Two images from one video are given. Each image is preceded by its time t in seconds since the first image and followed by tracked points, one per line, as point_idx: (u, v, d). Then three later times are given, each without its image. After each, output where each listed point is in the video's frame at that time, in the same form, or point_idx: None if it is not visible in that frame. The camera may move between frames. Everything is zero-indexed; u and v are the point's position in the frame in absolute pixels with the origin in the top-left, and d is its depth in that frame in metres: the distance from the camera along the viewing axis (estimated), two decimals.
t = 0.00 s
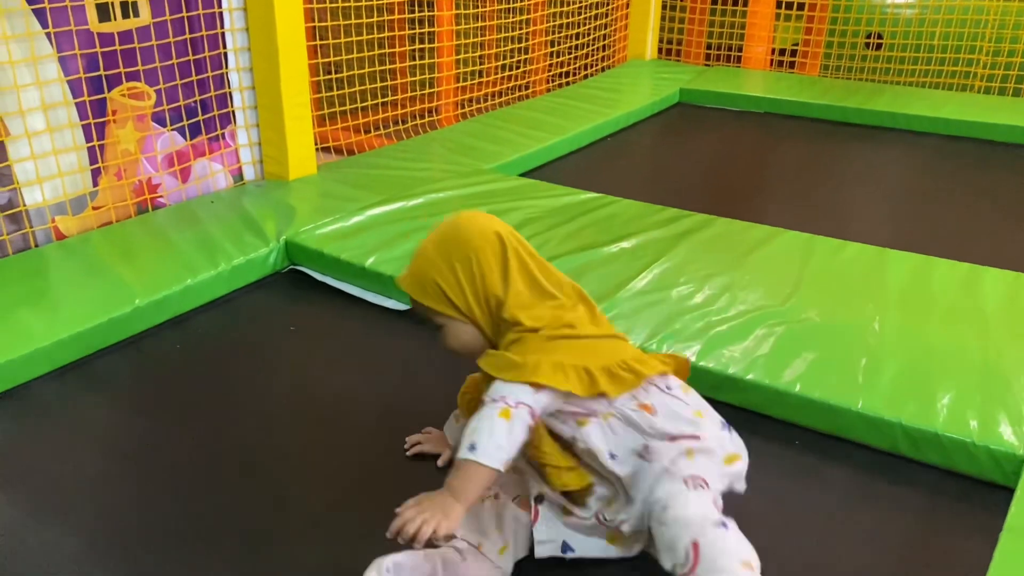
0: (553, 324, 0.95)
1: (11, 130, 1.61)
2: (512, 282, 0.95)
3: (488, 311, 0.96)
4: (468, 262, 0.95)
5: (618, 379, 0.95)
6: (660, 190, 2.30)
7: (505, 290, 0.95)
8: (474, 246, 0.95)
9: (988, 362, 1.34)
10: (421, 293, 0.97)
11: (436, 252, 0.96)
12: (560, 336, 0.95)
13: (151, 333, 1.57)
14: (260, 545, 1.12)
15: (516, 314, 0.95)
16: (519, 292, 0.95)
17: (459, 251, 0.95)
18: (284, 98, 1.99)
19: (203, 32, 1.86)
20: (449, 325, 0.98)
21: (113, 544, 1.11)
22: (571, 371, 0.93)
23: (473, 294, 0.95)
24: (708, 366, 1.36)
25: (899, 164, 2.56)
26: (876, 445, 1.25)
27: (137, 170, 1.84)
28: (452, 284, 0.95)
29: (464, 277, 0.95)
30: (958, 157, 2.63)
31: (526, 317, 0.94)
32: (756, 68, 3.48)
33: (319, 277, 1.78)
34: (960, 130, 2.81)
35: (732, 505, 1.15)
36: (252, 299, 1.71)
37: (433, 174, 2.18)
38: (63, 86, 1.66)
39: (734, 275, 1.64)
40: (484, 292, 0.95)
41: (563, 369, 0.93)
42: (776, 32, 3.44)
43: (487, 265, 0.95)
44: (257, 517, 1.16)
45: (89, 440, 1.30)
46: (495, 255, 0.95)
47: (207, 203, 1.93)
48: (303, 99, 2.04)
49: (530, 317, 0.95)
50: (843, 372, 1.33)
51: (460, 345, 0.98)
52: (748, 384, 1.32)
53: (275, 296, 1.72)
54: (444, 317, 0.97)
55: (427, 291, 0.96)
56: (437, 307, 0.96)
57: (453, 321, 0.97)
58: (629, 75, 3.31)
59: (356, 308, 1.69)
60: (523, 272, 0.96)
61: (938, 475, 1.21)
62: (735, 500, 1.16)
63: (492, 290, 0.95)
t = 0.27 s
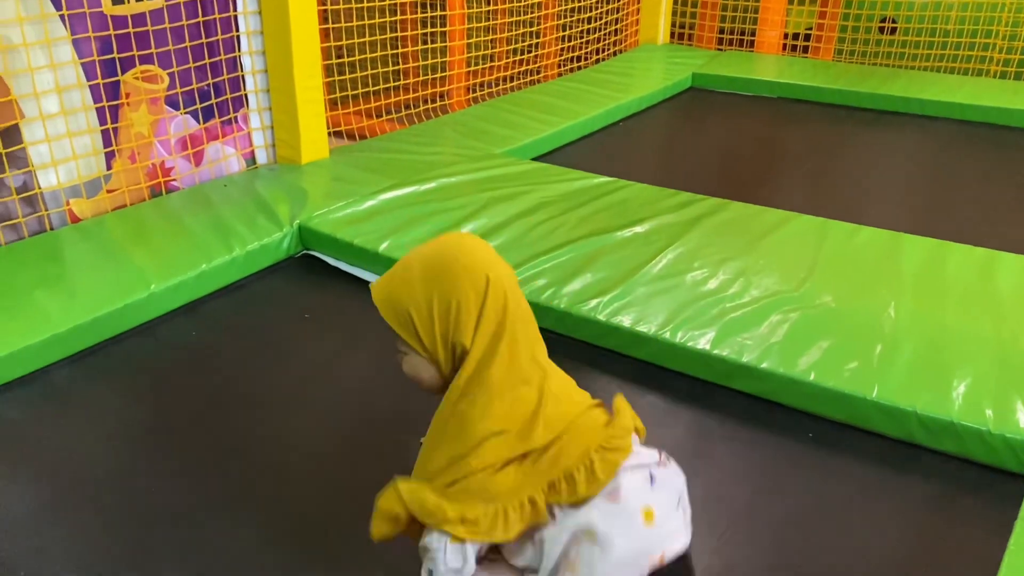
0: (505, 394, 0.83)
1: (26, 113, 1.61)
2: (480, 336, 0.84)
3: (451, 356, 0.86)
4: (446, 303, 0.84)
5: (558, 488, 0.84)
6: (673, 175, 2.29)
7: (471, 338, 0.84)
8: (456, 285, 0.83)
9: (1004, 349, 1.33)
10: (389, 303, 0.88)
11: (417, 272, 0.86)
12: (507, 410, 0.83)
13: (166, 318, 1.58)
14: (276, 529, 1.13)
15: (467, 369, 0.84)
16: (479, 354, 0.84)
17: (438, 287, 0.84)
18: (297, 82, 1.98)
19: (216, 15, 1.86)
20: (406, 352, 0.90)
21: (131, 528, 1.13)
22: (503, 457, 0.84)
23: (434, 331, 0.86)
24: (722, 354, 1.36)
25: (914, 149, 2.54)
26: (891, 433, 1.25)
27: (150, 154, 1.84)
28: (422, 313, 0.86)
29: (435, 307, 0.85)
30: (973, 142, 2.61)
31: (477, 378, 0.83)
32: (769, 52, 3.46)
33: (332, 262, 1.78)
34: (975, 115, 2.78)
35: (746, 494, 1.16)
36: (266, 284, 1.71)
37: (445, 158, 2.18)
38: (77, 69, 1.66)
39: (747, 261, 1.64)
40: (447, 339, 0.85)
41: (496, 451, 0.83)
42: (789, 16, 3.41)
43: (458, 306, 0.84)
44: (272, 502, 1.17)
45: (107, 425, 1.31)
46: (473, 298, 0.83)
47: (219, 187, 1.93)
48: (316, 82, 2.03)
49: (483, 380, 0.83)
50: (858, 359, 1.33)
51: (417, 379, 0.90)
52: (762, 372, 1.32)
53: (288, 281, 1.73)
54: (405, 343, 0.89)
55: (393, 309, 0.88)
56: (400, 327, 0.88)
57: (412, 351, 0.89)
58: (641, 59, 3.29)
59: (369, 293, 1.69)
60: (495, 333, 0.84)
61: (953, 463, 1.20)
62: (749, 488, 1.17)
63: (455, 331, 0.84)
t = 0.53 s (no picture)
0: (617, 362, 0.86)
1: (47, 91, 1.62)
2: (595, 296, 0.85)
3: (554, 300, 0.87)
4: (560, 245, 0.84)
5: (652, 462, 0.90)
6: (689, 155, 2.29)
7: (582, 291, 0.85)
8: (573, 232, 0.84)
9: None
10: (491, 240, 0.87)
11: (529, 209, 0.85)
12: (616, 378, 0.86)
13: (188, 294, 1.59)
14: (301, 500, 1.14)
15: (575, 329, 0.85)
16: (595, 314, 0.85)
17: (554, 229, 0.84)
18: (314, 61, 1.98)
19: None
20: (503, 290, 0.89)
21: (158, 497, 1.14)
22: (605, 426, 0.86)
23: (542, 274, 0.86)
24: (742, 331, 1.36)
25: (930, 130, 2.53)
26: (912, 409, 1.26)
27: (169, 133, 1.85)
28: (533, 254, 0.85)
29: (548, 251, 0.85)
30: (990, 122, 2.59)
31: (586, 340, 0.85)
32: (784, 33, 3.44)
33: (350, 240, 1.79)
34: (992, 96, 2.77)
35: (766, 467, 1.17)
36: (286, 261, 1.72)
37: (461, 138, 2.18)
38: (97, 48, 1.67)
39: (766, 239, 1.64)
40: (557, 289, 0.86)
41: (606, 418, 0.86)
42: None
43: (576, 259, 0.84)
44: (297, 473, 1.19)
45: (132, 397, 1.33)
46: (588, 253, 0.84)
47: (238, 166, 1.94)
48: (333, 62, 2.03)
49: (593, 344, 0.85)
50: (878, 336, 1.33)
51: (508, 319, 0.89)
52: (782, 348, 1.33)
53: (308, 259, 1.74)
54: (502, 280, 0.88)
55: (498, 246, 0.87)
56: (502, 266, 0.87)
57: (512, 289, 0.88)
58: (655, 39, 3.28)
59: (388, 271, 1.70)
60: (610, 297, 0.85)
61: (973, 438, 1.21)
62: (770, 462, 1.17)
63: (565, 278, 0.85)
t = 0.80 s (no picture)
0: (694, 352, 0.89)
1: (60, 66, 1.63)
2: (673, 288, 0.87)
3: (628, 296, 0.87)
4: (641, 238, 0.84)
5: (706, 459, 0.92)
6: (698, 133, 2.29)
7: (659, 284, 0.86)
8: (653, 226, 0.84)
9: None
10: (568, 236, 0.85)
11: (608, 202, 0.84)
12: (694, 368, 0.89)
13: (201, 267, 1.61)
14: (314, 467, 1.16)
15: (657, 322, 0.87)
16: (673, 307, 0.87)
17: (635, 221, 0.84)
18: (325, 38, 1.98)
19: None
20: (577, 287, 0.87)
21: (175, 464, 1.16)
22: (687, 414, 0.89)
23: (620, 270, 0.86)
24: (751, 304, 1.37)
25: (941, 107, 2.52)
26: (919, 380, 1.27)
27: (180, 108, 1.86)
28: (612, 251, 0.85)
29: (627, 241, 0.84)
30: (1001, 100, 2.58)
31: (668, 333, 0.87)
32: (794, 12, 3.42)
33: (361, 215, 1.81)
34: (1003, 73, 2.75)
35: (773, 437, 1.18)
36: (297, 236, 1.74)
37: (470, 114, 2.18)
38: (109, 23, 1.68)
39: (775, 214, 1.64)
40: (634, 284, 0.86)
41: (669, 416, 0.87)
42: None
43: (655, 253, 0.85)
44: (310, 442, 1.21)
45: (147, 367, 1.35)
46: (665, 246, 0.85)
47: (250, 142, 1.95)
48: (343, 39, 2.03)
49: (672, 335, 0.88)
50: (886, 308, 1.34)
51: (581, 316, 0.88)
52: (790, 321, 1.34)
53: (319, 233, 1.75)
54: (578, 277, 0.87)
55: (574, 243, 0.85)
56: (579, 263, 0.86)
57: (588, 286, 0.87)
58: (665, 17, 3.26)
59: (399, 245, 1.72)
60: (684, 287, 0.88)
61: (979, 409, 1.22)
62: (777, 432, 1.19)
63: (643, 273, 0.85)
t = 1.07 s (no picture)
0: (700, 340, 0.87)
1: (65, 46, 1.65)
2: (674, 280, 0.85)
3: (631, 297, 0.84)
4: (640, 241, 0.80)
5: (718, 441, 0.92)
6: (700, 115, 2.29)
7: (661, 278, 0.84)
8: (651, 224, 0.80)
9: None
10: (563, 247, 0.81)
11: (601, 209, 0.80)
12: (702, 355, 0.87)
13: (205, 246, 1.63)
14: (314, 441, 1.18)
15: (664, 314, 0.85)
16: (676, 299, 0.85)
17: (634, 223, 0.80)
18: (328, 20, 1.99)
19: None
20: (579, 296, 0.83)
21: (177, 437, 1.19)
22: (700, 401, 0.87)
23: (621, 273, 0.82)
24: (747, 282, 1.38)
25: (944, 90, 2.52)
26: (912, 358, 1.28)
27: (185, 89, 1.88)
28: (612, 256, 0.81)
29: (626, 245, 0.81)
30: (1005, 83, 2.58)
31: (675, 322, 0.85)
32: None
33: (363, 195, 1.82)
34: (1009, 56, 2.74)
35: (765, 413, 1.20)
36: (300, 215, 1.76)
37: (473, 96, 2.19)
38: (114, 4, 1.69)
39: (774, 194, 1.65)
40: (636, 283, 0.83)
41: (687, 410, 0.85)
42: None
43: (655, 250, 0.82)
44: (310, 417, 1.23)
45: (151, 342, 1.37)
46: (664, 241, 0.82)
47: (254, 123, 1.97)
48: (346, 20, 2.03)
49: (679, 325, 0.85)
50: (881, 287, 1.35)
51: (585, 327, 0.84)
52: (785, 299, 1.35)
53: (321, 213, 1.77)
54: (579, 287, 0.82)
55: (569, 253, 0.81)
56: (578, 272, 0.82)
57: (590, 294, 0.83)
58: None
59: (400, 225, 1.73)
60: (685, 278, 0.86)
61: (971, 386, 1.23)
62: (768, 409, 1.21)
63: (646, 273, 0.82)
